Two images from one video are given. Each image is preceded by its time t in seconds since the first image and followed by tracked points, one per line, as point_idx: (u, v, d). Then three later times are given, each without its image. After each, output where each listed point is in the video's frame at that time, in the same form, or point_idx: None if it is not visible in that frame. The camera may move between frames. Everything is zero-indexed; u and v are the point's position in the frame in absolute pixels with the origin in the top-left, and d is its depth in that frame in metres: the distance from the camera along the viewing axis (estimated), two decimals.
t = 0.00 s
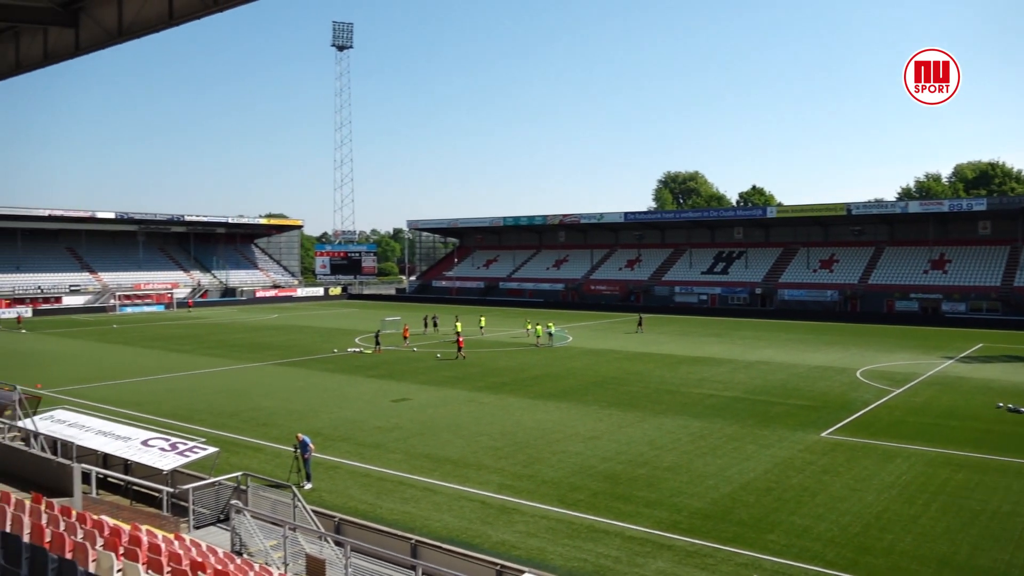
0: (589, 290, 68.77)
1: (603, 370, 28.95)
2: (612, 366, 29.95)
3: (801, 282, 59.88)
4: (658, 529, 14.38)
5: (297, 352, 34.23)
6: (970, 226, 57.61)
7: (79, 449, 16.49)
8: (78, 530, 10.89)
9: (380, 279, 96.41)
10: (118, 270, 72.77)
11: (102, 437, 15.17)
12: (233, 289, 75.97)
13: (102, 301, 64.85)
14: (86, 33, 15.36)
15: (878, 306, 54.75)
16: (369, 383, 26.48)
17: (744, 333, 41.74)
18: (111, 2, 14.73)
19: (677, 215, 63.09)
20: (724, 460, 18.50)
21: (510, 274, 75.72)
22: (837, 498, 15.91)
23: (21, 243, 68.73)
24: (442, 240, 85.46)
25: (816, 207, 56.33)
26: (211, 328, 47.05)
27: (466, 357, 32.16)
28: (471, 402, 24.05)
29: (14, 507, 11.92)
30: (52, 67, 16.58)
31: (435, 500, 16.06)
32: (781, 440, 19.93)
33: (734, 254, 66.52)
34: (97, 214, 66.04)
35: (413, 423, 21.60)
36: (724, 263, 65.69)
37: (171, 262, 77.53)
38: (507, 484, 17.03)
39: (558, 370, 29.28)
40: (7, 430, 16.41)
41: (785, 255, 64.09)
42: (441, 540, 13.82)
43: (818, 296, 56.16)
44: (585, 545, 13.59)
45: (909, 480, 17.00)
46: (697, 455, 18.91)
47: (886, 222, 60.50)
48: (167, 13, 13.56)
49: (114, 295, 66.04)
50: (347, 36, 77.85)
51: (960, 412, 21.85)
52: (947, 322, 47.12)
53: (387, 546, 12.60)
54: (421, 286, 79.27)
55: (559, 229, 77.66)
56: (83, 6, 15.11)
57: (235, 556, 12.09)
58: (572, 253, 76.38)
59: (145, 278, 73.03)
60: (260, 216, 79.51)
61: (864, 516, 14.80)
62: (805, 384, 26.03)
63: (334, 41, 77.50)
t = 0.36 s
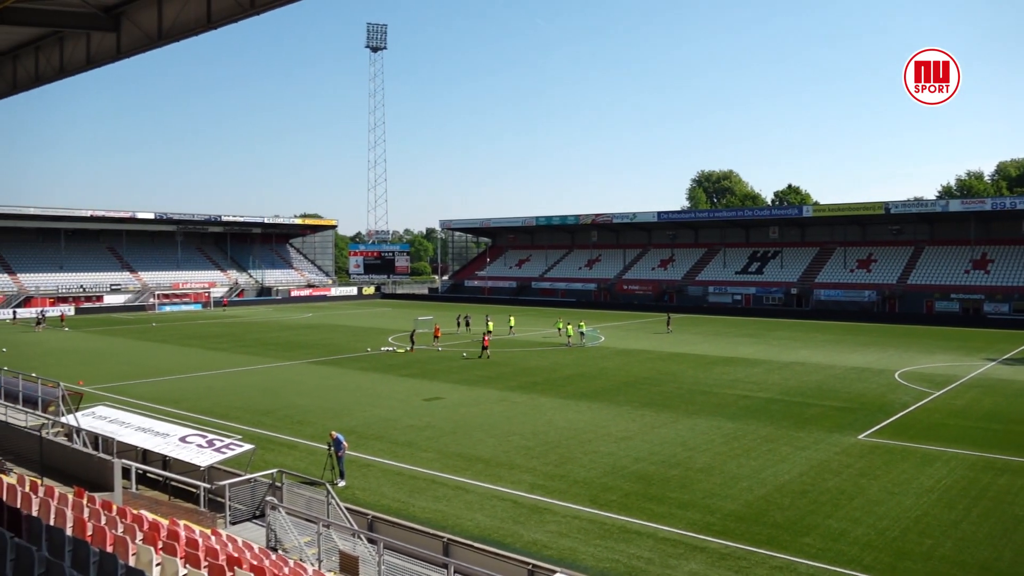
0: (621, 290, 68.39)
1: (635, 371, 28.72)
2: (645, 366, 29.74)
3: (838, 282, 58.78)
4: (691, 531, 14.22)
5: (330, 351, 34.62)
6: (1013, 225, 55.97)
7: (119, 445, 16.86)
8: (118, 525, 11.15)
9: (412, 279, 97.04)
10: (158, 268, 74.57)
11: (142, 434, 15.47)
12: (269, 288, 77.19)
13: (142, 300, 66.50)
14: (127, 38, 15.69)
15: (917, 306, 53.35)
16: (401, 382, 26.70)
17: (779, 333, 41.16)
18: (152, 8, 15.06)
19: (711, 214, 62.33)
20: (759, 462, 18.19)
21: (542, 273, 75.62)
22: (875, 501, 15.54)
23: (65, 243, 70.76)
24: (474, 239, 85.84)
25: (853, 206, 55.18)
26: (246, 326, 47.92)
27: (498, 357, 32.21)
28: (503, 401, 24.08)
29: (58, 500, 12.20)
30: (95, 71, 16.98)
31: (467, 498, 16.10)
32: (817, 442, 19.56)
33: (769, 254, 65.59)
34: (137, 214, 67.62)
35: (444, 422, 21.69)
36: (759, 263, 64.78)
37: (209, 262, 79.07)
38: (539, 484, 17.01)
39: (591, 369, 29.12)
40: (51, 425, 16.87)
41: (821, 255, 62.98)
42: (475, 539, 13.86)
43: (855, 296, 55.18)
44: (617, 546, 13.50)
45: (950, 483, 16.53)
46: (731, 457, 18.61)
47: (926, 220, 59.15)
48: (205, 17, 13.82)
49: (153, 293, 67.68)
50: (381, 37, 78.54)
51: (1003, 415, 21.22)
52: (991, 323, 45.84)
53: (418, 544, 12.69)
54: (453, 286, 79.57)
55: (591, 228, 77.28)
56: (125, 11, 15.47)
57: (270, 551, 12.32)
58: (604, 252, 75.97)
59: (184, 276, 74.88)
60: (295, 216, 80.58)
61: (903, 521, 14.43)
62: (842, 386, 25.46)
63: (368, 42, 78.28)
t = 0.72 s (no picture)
0: (639, 289, 68.18)
1: (653, 370, 28.57)
2: (662, 366, 29.63)
3: (858, 282, 58.13)
4: (708, 531, 14.13)
5: (348, 350, 34.79)
6: None
7: (140, 442, 17.03)
8: (139, 520, 11.30)
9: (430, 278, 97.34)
10: (179, 268, 75.38)
11: (162, 431, 15.61)
12: (287, 286, 77.82)
13: (163, 299, 67.29)
14: (149, 39, 15.86)
15: (939, 306, 52.45)
16: (419, 381, 26.77)
17: (798, 333, 40.82)
18: (173, 9, 15.22)
19: (729, 213, 61.91)
20: (778, 462, 18.00)
21: (559, 273, 75.50)
22: (896, 503, 15.34)
23: (88, 242, 71.78)
24: (491, 239, 85.96)
25: (874, 205, 54.50)
26: (265, 325, 48.37)
27: (515, 357, 32.19)
28: (519, 400, 24.08)
29: (81, 496, 12.38)
30: (118, 72, 17.19)
31: (484, 497, 16.11)
32: (836, 443, 19.35)
33: (788, 253, 65.02)
34: (158, 214, 68.40)
35: (461, 421, 21.72)
36: (778, 262, 64.26)
37: (229, 261, 79.76)
38: (556, 483, 16.99)
39: (608, 369, 29.05)
40: (74, 422, 17.10)
41: (840, 254, 62.30)
42: (492, 537, 13.87)
43: (875, 296, 54.64)
44: (635, 546, 13.44)
45: (972, 485, 16.27)
46: (750, 458, 18.45)
47: (948, 219, 58.32)
48: (226, 17, 13.95)
49: (174, 291, 68.51)
50: (399, 37, 78.80)
51: None
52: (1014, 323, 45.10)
53: (434, 542, 12.72)
54: (471, 285, 79.70)
55: (609, 228, 77.04)
56: (147, 12, 15.63)
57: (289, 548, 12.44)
58: (622, 252, 75.67)
59: (204, 275, 75.65)
60: (314, 215, 81.13)
61: (924, 522, 14.23)
62: (862, 386, 25.15)
63: (386, 42, 78.56)
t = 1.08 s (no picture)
0: (646, 289, 68.09)
1: (660, 370, 28.51)
2: (670, 365, 29.60)
3: (866, 282, 57.90)
4: (715, 531, 14.09)
5: (355, 350, 34.84)
6: None
7: (148, 441, 17.13)
8: (148, 520, 11.35)
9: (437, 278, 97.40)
10: (187, 267, 75.70)
11: (170, 430, 15.71)
12: (295, 286, 78.04)
13: (171, 298, 67.60)
14: (157, 39, 15.92)
15: (948, 306, 52.17)
16: (425, 381, 26.79)
17: (806, 333, 40.70)
18: (181, 10, 15.26)
19: (736, 212, 61.73)
20: (786, 463, 17.95)
21: (566, 273, 75.44)
22: (903, 504, 15.27)
23: (97, 242, 72.19)
24: (498, 239, 86.01)
25: (881, 204, 54.26)
26: (273, 324, 48.49)
27: (521, 357, 32.19)
28: (526, 400, 24.09)
29: (89, 496, 12.45)
30: (126, 72, 17.27)
31: (490, 497, 16.12)
32: (844, 443, 19.27)
33: (795, 253, 64.79)
34: (166, 214, 68.69)
35: (468, 421, 21.73)
36: (785, 262, 64.05)
37: (236, 261, 80.04)
38: (562, 483, 16.97)
39: (615, 368, 29.04)
40: (83, 421, 17.20)
41: (848, 254, 62.01)
42: (499, 537, 13.88)
43: (883, 296, 54.35)
44: (641, 546, 13.42)
45: (981, 486, 16.17)
46: (757, 458, 18.39)
47: (957, 219, 57.99)
48: (234, 18, 13.98)
49: (182, 291, 68.79)
50: (406, 37, 78.90)
51: None
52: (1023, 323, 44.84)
53: (440, 542, 12.72)
54: (477, 285, 79.72)
55: (616, 227, 76.94)
56: (155, 13, 15.68)
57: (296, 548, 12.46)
58: (628, 252, 75.56)
59: (212, 275, 75.95)
60: (321, 215, 81.33)
61: (932, 524, 14.15)
62: (870, 387, 25.05)
63: (393, 42, 78.68)
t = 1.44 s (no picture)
0: (650, 289, 68.03)
1: (665, 370, 28.49)
2: (674, 366, 29.58)
3: (870, 282, 57.79)
4: (720, 532, 14.06)
5: (359, 350, 34.88)
6: None
7: (153, 441, 17.17)
8: (152, 519, 11.39)
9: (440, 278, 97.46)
10: (191, 267, 75.87)
11: (175, 430, 15.76)
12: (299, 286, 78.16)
13: (176, 299, 67.78)
14: (162, 40, 15.93)
15: (953, 307, 51.86)
16: (429, 381, 26.82)
17: (810, 333, 40.66)
18: (186, 10, 15.29)
19: (741, 212, 61.60)
20: (790, 463, 17.92)
21: (570, 273, 75.42)
22: (909, 504, 15.22)
23: (102, 242, 72.40)
24: (501, 239, 86.09)
25: (886, 204, 54.10)
26: (277, 324, 48.59)
27: (526, 356, 32.20)
28: (530, 400, 24.10)
29: (93, 496, 12.47)
30: (131, 72, 17.30)
31: (495, 497, 16.12)
32: (849, 443, 19.23)
33: (800, 253, 64.68)
34: (170, 214, 68.85)
35: (472, 421, 21.74)
36: (790, 262, 63.96)
37: (241, 261, 80.20)
38: (567, 483, 16.98)
39: (619, 368, 29.03)
40: (88, 421, 17.26)
41: (852, 254, 61.85)
42: (502, 537, 13.88)
43: (888, 296, 54.23)
44: (645, 546, 13.40)
45: (987, 486, 16.14)
46: (761, 458, 18.37)
47: (962, 219, 57.78)
48: (239, 18, 14.00)
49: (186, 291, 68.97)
50: (410, 37, 78.95)
51: None
52: None
53: (444, 541, 12.74)
54: (481, 285, 79.74)
55: (620, 228, 76.88)
56: (160, 14, 15.70)
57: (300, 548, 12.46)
58: (632, 252, 75.50)
59: (216, 275, 76.11)
60: (325, 215, 81.44)
61: (937, 524, 14.11)
62: (875, 387, 25.01)
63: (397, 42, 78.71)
